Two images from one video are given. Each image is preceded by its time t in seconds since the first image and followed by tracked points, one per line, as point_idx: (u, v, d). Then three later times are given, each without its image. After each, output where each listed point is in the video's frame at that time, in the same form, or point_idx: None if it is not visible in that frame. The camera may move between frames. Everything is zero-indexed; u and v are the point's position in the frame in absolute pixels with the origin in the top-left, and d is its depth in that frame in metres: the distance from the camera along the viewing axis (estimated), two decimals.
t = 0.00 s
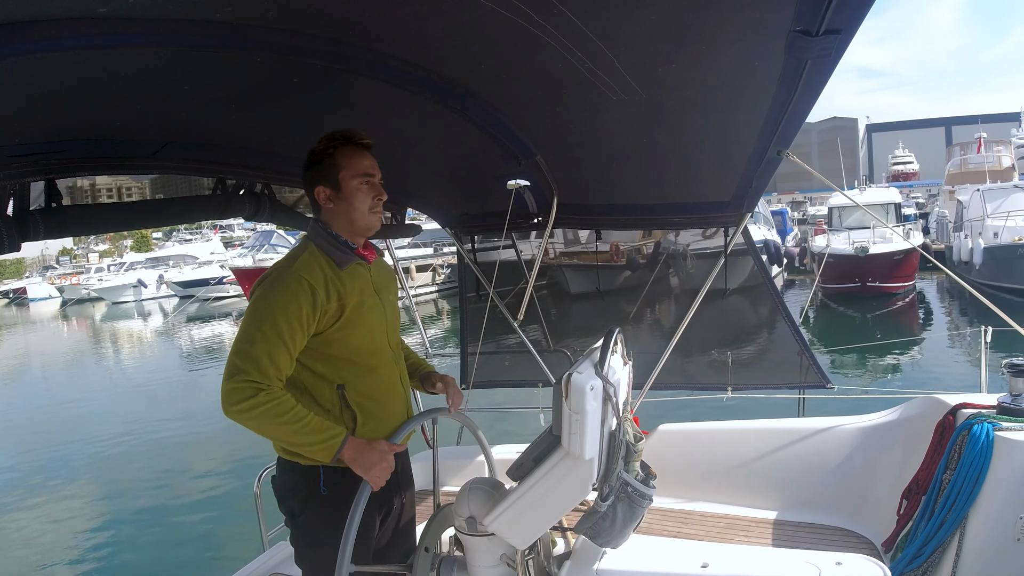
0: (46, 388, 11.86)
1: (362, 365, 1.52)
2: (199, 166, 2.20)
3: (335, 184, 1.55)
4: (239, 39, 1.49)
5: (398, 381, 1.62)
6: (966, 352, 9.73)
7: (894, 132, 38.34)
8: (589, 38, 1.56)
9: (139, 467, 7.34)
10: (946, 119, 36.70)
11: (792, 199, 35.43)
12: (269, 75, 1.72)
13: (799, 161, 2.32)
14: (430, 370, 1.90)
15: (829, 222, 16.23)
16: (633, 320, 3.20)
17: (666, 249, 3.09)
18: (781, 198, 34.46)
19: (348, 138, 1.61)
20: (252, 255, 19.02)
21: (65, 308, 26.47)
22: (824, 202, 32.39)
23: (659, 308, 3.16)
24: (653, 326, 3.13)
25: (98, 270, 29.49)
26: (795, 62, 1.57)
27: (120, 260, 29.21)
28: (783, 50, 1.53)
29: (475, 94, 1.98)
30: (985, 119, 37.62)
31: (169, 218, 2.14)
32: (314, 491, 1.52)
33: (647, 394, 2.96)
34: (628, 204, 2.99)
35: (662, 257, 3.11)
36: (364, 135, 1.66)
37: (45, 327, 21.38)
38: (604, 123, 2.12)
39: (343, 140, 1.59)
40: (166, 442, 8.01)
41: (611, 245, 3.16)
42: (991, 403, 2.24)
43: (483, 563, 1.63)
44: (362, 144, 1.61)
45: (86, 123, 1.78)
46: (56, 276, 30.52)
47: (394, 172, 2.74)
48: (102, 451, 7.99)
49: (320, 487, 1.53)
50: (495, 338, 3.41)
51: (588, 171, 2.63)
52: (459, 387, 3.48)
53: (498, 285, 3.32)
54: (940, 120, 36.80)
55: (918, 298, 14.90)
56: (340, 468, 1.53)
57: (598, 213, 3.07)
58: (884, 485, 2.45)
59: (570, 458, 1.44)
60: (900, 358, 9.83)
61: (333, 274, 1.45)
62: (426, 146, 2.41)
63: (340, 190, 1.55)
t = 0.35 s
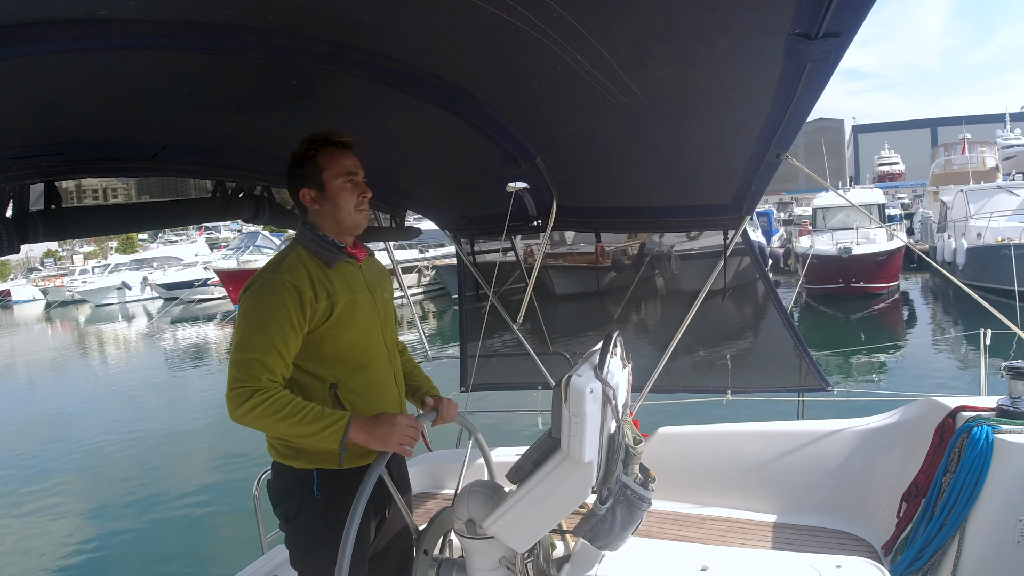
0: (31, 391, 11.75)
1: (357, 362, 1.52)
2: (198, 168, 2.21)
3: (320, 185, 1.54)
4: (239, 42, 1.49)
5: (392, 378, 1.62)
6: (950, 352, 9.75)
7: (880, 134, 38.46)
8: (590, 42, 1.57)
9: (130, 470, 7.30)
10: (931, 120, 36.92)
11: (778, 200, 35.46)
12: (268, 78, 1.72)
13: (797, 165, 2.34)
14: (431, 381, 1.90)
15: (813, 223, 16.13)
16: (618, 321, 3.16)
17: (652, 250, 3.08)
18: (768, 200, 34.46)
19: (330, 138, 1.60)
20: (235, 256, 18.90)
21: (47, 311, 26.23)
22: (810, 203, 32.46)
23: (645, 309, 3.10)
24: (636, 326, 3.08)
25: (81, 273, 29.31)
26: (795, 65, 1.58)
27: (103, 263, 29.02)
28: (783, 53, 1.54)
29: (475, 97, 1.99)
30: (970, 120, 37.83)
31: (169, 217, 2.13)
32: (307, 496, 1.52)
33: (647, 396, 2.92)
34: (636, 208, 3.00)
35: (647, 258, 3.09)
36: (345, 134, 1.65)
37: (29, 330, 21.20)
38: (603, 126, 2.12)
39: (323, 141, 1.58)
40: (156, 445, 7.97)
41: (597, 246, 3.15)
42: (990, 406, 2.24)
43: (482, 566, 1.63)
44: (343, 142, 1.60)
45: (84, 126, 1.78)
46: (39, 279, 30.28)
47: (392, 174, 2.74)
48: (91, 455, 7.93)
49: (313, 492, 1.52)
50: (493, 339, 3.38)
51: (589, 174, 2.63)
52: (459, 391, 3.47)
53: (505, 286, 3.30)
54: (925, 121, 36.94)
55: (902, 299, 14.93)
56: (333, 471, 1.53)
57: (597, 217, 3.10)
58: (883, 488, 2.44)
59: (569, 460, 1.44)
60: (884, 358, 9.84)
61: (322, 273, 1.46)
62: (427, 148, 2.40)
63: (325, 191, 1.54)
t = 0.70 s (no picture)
0: (18, 393, 11.66)
1: (349, 364, 1.51)
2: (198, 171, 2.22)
3: (307, 189, 1.54)
4: (238, 45, 1.49)
5: (388, 380, 1.62)
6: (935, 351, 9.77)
7: (868, 132, 38.55)
8: (589, 45, 1.57)
9: (121, 472, 7.26)
10: (917, 118, 37.11)
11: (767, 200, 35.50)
12: (268, 81, 1.73)
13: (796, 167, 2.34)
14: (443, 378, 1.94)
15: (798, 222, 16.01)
16: (603, 322, 3.19)
17: (637, 250, 3.10)
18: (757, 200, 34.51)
19: (317, 141, 1.60)
20: (220, 256, 18.75)
21: (32, 312, 26.05)
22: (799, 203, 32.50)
23: (630, 308, 3.12)
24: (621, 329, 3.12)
25: (67, 274, 29.13)
26: (794, 68, 1.58)
27: (88, 263, 28.88)
28: (782, 56, 1.54)
29: (474, 100, 1.99)
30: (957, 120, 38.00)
31: (175, 219, 2.12)
32: (303, 500, 1.52)
33: (646, 397, 2.93)
34: (633, 209, 2.99)
35: (632, 257, 3.11)
36: (331, 136, 1.65)
37: (14, 331, 21.02)
38: (601, 129, 2.13)
39: (311, 145, 1.59)
40: (146, 446, 7.93)
41: (581, 246, 3.18)
42: (989, 408, 2.24)
43: (482, 569, 1.63)
44: (330, 146, 1.60)
45: (81, 128, 1.78)
46: (23, 279, 30.02)
47: (390, 176, 2.74)
48: (81, 457, 7.88)
49: (310, 496, 1.52)
50: (495, 344, 3.33)
51: (588, 176, 2.64)
52: (459, 393, 3.44)
53: (496, 284, 3.29)
54: (913, 121, 37.06)
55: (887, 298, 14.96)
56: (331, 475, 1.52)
57: (596, 219, 3.10)
58: (883, 491, 2.44)
59: (569, 463, 1.44)
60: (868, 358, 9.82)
61: (309, 276, 1.46)
62: (425, 151, 2.41)
63: (312, 195, 1.55)
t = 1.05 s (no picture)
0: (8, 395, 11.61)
1: (350, 362, 1.52)
2: (197, 172, 2.22)
3: (304, 190, 1.54)
4: (239, 45, 1.49)
5: (386, 379, 1.62)
6: (922, 348, 9.84)
7: (856, 130, 38.65)
8: (589, 45, 1.57)
9: (114, 472, 7.24)
10: (906, 116, 37.28)
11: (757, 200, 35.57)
12: (267, 82, 1.72)
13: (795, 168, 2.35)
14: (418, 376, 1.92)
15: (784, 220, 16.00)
16: (591, 321, 3.19)
17: (624, 248, 3.13)
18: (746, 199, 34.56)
19: (312, 142, 1.60)
20: (207, 255, 18.68)
21: (19, 313, 25.99)
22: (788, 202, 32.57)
23: (618, 307, 3.14)
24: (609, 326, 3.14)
25: (54, 274, 29.04)
26: (793, 69, 1.58)
27: (75, 263, 28.81)
28: (781, 58, 1.54)
29: (474, 100, 1.99)
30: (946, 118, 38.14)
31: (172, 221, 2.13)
32: (303, 501, 1.51)
33: (646, 399, 2.92)
34: (631, 211, 3.00)
35: (619, 256, 3.14)
36: (323, 137, 1.64)
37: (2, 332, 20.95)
38: (599, 130, 2.13)
39: (306, 146, 1.58)
40: (138, 447, 7.91)
41: (568, 245, 3.20)
42: (988, 409, 2.24)
43: (481, 570, 1.63)
44: (325, 147, 1.60)
45: (80, 129, 1.78)
46: (9, 280, 29.85)
47: (389, 177, 2.73)
48: (72, 457, 7.85)
49: (310, 497, 1.52)
50: (493, 344, 3.29)
51: (589, 178, 2.64)
52: (458, 394, 3.39)
53: (494, 285, 3.29)
54: (902, 119, 37.16)
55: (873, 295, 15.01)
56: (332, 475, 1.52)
57: (595, 220, 3.11)
58: (884, 492, 2.44)
59: (569, 464, 1.44)
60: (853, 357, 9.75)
61: (309, 278, 1.46)
62: (424, 152, 2.41)
63: (309, 196, 1.54)
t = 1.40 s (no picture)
0: None
1: (349, 365, 1.51)
2: (196, 172, 2.21)
3: (306, 189, 1.54)
4: (237, 45, 1.49)
5: (387, 382, 1.62)
6: (907, 346, 9.91)
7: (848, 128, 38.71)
8: (588, 45, 1.57)
9: (107, 472, 7.23)
10: (898, 114, 37.37)
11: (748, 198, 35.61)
12: (266, 82, 1.73)
13: (793, 168, 2.35)
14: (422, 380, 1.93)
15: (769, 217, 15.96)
16: (578, 317, 3.20)
17: (611, 247, 3.15)
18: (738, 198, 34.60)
19: (314, 142, 1.60)
20: (195, 254, 18.66)
21: (8, 313, 25.96)
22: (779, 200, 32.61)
23: (606, 305, 3.17)
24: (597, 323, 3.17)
25: (43, 273, 29.00)
26: (792, 68, 1.58)
27: (64, 263, 28.78)
28: (780, 57, 1.54)
29: (473, 100, 1.99)
30: (937, 115, 38.21)
31: (169, 220, 2.13)
32: (305, 501, 1.51)
33: (645, 399, 2.90)
34: (629, 212, 3.00)
35: (606, 254, 3.16)
36: (325, 136, 1.64)
37: None
38: (598, 130, 2.13)
39: (308, 145, 1.58)
40: (130, 447, 7.89)
41: (556, 243, 3.18)
42: (986, 409, 2.24)
43: (481, 571, 1.62)
44: (326, 146, 1.60)
45: (78, 130, 1.78)
46: None
47: (388, 177, 2.73)
48: (65, 457, 7.84)
49: (313, 498, 1.51)
50: (494, 344, 3.32)
51: (588, 178, 2.64)
52: (458, 394, 3.41)
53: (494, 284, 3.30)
54: (893, 116, 37.21)
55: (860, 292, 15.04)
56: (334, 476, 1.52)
57: (593, 220, 3.11)
58: (882, 492, 2.44)
59: (568, 464, 1.44)
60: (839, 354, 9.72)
61: (308, 280, 1.46)
62: (422, 152, 2.41)
63: (311, 195, 1.54)
